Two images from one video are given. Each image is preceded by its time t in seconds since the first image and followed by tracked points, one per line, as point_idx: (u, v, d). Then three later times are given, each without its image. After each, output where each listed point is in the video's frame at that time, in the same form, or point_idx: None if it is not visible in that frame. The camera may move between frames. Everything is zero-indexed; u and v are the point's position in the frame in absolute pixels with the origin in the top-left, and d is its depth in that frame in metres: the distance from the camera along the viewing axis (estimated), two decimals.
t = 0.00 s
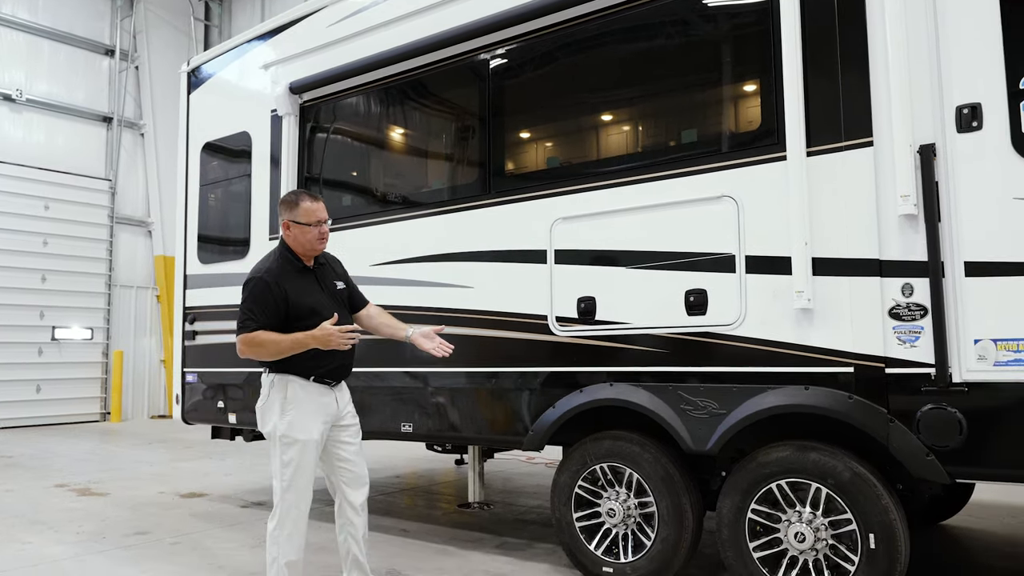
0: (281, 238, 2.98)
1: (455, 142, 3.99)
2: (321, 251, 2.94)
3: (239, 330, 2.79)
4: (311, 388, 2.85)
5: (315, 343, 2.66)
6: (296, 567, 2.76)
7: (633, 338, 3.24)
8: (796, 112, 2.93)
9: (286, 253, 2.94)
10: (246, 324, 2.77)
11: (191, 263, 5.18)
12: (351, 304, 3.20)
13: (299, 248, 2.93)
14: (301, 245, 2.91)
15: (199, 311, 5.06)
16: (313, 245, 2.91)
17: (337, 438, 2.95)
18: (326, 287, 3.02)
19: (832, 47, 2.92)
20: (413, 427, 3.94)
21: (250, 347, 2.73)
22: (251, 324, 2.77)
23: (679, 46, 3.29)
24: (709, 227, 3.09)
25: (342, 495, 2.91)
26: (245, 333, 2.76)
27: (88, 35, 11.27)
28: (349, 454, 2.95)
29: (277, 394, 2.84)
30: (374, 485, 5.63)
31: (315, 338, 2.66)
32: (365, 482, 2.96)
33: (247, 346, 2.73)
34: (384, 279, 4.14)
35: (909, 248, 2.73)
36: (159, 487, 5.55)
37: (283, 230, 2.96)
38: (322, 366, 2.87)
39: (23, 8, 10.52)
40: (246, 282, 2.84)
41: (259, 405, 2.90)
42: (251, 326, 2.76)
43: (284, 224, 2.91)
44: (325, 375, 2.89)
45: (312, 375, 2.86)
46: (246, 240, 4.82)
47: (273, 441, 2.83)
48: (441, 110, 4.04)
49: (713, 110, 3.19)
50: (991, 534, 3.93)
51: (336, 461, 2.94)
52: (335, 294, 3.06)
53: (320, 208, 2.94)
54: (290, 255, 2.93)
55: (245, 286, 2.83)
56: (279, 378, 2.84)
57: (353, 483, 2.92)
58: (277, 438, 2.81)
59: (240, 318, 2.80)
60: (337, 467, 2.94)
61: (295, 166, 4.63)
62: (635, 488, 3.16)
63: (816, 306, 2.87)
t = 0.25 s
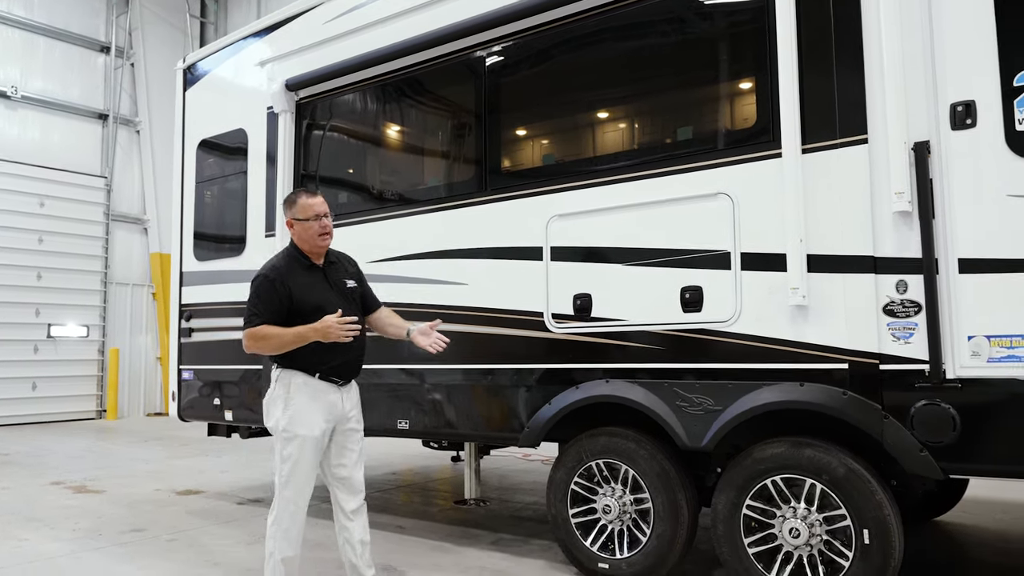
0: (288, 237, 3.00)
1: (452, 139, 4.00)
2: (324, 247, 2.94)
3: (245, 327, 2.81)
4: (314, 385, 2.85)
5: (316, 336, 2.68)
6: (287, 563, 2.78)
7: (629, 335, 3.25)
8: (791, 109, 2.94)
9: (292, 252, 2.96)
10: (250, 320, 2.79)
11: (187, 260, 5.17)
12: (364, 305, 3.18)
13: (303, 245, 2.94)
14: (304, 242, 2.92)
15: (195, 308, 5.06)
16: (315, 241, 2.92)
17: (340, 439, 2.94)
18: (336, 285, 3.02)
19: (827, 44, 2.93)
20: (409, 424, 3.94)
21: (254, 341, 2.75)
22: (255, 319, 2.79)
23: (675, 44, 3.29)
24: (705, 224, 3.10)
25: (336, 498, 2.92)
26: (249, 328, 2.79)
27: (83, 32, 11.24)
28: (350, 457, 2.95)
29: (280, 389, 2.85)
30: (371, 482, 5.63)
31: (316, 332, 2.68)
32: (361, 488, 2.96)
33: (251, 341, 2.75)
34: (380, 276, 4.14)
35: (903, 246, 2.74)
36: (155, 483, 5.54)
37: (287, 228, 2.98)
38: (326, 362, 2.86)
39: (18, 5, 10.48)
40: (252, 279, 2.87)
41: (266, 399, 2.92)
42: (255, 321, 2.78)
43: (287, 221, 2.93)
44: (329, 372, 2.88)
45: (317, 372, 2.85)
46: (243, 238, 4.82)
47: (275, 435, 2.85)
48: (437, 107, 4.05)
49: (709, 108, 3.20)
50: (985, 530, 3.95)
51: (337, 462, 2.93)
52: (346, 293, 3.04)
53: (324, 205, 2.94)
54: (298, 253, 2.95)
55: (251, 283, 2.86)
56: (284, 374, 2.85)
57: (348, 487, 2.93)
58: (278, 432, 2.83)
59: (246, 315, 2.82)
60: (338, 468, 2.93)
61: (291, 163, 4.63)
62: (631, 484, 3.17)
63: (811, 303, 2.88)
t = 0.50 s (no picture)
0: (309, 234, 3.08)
1: (448, 138, 4.03)
2: (344, 240, 3.01)
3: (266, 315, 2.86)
4: (326, 379, 2.87)
5: (339, 319, 2.77)
6: (293, 553, 2.80)
7: (622, 331, 3.29)
8: (783, 109, 2.97)
9: (312, 246, 3.03)
10: (270, 308, 2.85)
11: (185, 257, 5.20)
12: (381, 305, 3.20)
13: (323, 239, 3.01)
14: (324, 235, 2.99)
15: (193, 304, 5.09)
16: (335, 234, 2.99)
17: (352, 433, 3.00)
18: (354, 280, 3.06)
19: (817, 45, 2.97)
20: (405, 419, 3.98)
21: (276, 328, 2.80)
22: (276, 307, 2.84)
23: (668, 44, 3.33)
24: (697, 222, 3.14)
25: (343, 491, 2.99)
26: (271, 316, 2.84)
27: (81, 29, 11.24)
28: (360, 451, 3.00)
29: (292, 382, 2.88)
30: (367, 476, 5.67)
31: (339, 314, 2.77)
32: (368, 481, 3.02)
33: (274, 328, 2.81)
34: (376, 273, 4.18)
35: (892, 243, 2.78)
36: (153, 478, 5.58)
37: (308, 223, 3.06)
38: (338, 355, 2.89)
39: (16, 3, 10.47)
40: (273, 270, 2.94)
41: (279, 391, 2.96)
42: (276, 309, 2.84)
43: (308, 216, 3.01)
44: (341, 366, 2.91)
45: (328, 365, 2.88)
46: (240, 235, 4.85)
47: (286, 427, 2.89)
48: (433, 106, 4.08)
49: (702, 107, 3.23)
50: (972, 523, 4.00)
51: (347, 455, 2.99)
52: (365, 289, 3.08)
53: (342, 199, 3.03)
54: (319, 248, 3.03)
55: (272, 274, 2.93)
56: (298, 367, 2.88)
57: (356, 481, 2.99)
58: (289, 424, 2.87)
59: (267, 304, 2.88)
60: (348, 461, 2.99)
61: (288, 161, 4.66)
62: (624, 478, 3.21)
63: (801, 300, 2.92)
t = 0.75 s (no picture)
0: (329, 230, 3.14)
1: (444, 136, 4.06)
2: (361, 238, 3.05)
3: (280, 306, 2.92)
4: (331, 374, 2.91)
5: (354, 312, 2.85)
6: (296, 546, 2.84)
7: (616, 328, 3.33)
8: (775, 109, 3.01)
9: (330, 242, 3.08)
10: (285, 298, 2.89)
11: (183, 254, 5.23)
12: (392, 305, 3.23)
13: (341, 236, 3.06)
14: (342, 231, 3.03)
15: (191, 301, 5.12)
16: (353, 231, 3.03)
17: (356, 429, 3.02)
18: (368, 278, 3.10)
19: (809, 46, 3.00)
20: (401, 414, 4.01)
21: (291, 318, 2.86)
22: (290, 298, 2.89)
23: (662, 44, 3.36)
24: (690, 220, 3.17)
25: (346, 485, 3.02)
26: (285, 307, 2.89)
27: (79, 27, 11.24)
28: (364, 446, 3.03)
29: (298, 376, 2.92)
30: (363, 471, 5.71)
31: (354, 307, 2.86)
32: (370, 476, 3.06)
33: (289, 318, 2.87)
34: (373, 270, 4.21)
35: (883, 241, 2.81)
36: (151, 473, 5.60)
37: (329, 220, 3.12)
38: (345, 351, 2.93)
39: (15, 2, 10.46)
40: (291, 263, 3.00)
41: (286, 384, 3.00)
42: (290, 300, 2.89)
43: (329, 213, 3.07)
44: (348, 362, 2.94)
45: (335, 361, 2.93)
46: (237, 232, 4.88)
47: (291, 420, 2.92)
48: (430, 104, 4.11)
49: (695, 106, 3.26)
50: (960, 518, 4.05)
51: (351, 450, 3.02)
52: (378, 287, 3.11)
53: (362, 197, 3.08)
54: (337, 245, 3.08)
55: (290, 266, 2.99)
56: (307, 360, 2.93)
57: (359, 475, 3.03)
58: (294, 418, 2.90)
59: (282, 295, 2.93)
60: (351, 455, 3.02)
61: (285, 159, 4.69)
62: (618, 473, 3.25)
63: (793, 297, 2.95)
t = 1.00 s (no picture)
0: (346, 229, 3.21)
1: (443, 136, 4.13)
2: (373, 237, 3.11)
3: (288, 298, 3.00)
4: (334, 368, 2.99)
5: (348, 304, 2.88)
6: (305, 538, 2.89)
7: (610, 324, 3.40)
8: (766, 110, 3.07)
9: (343, 241, 3.16)
10: (293, 290, 2.98)
11: (185, 251, 5.30)
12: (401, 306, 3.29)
13: (354, 234, 3.12)
14: (354, 230, 3.10)
15: (193, 298, 5.19)
16: (365, 230, 3.09)
17: (360, 423, 3.09)
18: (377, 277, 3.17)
19: (799, 49, 3.07)
20: (400, 409, 4.09)
21: (291, 308, 2.93)
22: (297, 290, 2.98)
23: (656, 46, 3.43)
24: (683, 219, 3.24)
25: (350, 477, 3.09)
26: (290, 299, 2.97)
27: (82, 28, 11.31)
28: (368, 440, 3.10)
29: (304, 369, 3.02)
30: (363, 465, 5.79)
31: (347, 299, 2.88)
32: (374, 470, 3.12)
33: (289, 308, 2.94)
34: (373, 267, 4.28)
35: (871, 240, 2.88)
36: (154, 466, 5.68)
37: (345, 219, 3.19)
38: (349, 346, 3.00)
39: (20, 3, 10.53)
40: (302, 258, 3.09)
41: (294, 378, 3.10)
42: (296, 292, 2.97)
43: (345, 211, 3.14)
44: (351, 357, 3.01)
45: (339, 355, 3.00)
46: (239, 230, 4.95)
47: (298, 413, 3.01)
48: (429, 105, 4.17)
49: (688, 107, 3.33)
50: (948, 510, 4.13)
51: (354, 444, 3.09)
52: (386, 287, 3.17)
53: (376, 197, 3.13)
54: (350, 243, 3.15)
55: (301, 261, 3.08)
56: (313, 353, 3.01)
57: (363, 468, 3.09)
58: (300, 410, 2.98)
59: (290, 287, 3.01)
60: (355, 448, 3.09)
61: (286, 159, 4.77)
62: (612, 466, 3.32)
63: (783, 294, 3.02)
